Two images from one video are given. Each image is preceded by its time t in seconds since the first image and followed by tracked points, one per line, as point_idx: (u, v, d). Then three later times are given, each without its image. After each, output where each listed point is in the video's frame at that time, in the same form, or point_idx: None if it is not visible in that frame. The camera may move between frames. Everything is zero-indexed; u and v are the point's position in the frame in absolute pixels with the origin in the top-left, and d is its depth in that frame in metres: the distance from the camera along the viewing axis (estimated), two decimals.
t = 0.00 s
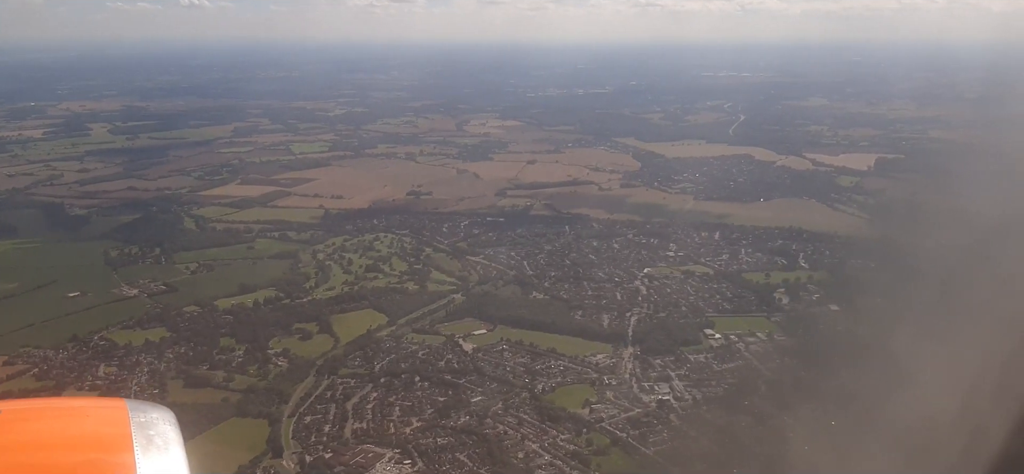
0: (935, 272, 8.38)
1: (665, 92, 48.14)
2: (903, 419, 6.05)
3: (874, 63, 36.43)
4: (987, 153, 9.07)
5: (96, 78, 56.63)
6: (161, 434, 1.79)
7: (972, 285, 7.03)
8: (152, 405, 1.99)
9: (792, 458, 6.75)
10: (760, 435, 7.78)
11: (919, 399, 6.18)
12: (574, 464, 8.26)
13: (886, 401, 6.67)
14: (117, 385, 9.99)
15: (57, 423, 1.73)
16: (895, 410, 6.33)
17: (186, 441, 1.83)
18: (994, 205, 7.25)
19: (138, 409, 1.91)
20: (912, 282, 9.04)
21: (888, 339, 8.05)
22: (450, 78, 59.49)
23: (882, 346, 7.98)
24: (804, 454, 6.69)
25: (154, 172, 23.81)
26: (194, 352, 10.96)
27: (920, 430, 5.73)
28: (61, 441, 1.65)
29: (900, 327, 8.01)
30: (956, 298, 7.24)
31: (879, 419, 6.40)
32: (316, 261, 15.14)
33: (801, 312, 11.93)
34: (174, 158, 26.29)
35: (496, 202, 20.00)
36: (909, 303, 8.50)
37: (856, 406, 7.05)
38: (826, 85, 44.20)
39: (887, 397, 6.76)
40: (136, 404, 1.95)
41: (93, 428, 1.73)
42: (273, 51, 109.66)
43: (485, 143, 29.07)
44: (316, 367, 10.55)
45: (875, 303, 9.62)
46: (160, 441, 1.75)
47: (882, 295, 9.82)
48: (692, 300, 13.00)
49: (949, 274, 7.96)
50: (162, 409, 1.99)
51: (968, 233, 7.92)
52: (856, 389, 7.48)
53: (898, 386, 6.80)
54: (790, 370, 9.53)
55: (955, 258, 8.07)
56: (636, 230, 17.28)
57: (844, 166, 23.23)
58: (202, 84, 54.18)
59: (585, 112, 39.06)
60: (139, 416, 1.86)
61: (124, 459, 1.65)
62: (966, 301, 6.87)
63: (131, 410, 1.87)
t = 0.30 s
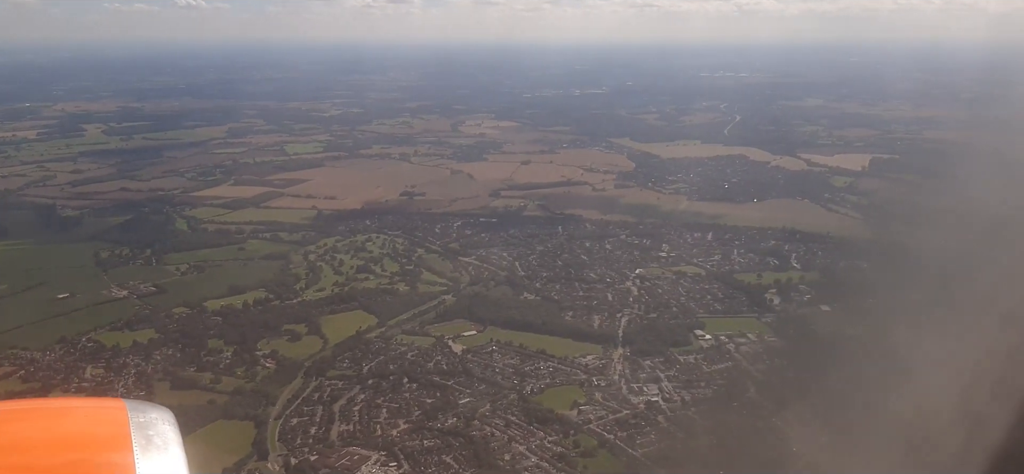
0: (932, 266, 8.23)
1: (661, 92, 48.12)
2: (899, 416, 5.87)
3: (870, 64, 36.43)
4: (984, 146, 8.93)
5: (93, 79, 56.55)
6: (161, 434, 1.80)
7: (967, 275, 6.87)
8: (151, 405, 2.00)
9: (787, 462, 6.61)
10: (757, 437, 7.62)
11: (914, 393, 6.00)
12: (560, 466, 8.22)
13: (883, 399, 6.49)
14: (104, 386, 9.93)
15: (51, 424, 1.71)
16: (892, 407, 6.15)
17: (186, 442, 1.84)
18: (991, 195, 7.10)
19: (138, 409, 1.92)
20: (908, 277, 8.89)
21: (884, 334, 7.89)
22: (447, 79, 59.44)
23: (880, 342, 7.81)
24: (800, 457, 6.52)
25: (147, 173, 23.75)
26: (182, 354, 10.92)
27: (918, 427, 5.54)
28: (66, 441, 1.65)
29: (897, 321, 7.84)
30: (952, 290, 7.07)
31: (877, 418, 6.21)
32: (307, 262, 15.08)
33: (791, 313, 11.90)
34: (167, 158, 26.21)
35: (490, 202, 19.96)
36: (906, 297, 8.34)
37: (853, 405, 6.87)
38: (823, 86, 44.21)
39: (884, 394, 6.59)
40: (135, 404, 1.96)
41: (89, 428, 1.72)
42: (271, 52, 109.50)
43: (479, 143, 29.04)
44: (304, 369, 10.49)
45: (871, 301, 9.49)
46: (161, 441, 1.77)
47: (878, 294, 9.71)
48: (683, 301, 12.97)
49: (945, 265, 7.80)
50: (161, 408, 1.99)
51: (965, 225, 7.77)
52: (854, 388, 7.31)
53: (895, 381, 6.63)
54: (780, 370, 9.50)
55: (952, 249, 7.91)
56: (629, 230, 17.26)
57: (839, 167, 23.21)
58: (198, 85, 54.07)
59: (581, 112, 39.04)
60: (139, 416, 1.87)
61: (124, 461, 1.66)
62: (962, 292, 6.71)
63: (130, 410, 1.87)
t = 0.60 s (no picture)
0: (929, 258, 8.10)
1: (658, 93, 48.14)
2: (896, 410, 5.72)
3: (866, 64, 36.47)
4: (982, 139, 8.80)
5: (90, 80, 56.51)
6: (160, 434, 1.56)
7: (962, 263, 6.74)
8: (153, 405, 1.76)
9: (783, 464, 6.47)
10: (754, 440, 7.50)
11: (911, 385, 5.85)
12: (547, 469, 8.19)
13: (882, 395, 6.33)
14: (90, 388, 9.86)
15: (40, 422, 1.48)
16: (890, 402, 6.00)
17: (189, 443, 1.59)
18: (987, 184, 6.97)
19: (137, 408, 1.67)
20: (908, 272, 8.75)
21: (883, 328, 7.74)
22: (444, 80, 59.44)
23: (879, 337, 7.66)
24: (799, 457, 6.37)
25: (141, 174, 23.68)
26: (171, 356, 10.87)
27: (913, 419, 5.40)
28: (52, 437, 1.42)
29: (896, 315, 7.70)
30: (949, 280, 6.94)
31: (875, 413, 6.06)
32: (298, 264, 15.04)
33: (783, 314, 11.87)
34: (161, 159, 26.17)
35: (483, 203, 19.94)
36: (905, 291, 8.20)
37: (853, 402, 6.72)
38: (819, 87, 44.26)
39: (884, 390, 6.43)
40: (134, 404, 1.71)
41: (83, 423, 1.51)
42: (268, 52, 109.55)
43: (474, 144, 29.04)
44: (292, 371, 10.44)
45: (868, 299, 9.37)
46: (161, 441, 1.53)
47: (875, 293, 9.60)
48: (675, 302, 12.95)
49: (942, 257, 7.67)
50: (164, 408, 1.76)
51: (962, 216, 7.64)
52: (854, 385, 7.16)
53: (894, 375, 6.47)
54: (770, 373, 9.44)
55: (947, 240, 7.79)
56: (622, 231, 17.24)
57: (833, 167, 23.22)
58: (194, 86, 53.99)
59: (577, 113, 39.05)
60: (139, 415, 1.62)
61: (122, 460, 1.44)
62: (957, 280, 6.58)
63: (130, 408, 1.63)
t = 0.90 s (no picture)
0: (936, 273, 8.39)
1: (655, 94, 48.14)
2: (895, 410, 6.03)
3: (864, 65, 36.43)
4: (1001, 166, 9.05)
5: (87, 82, 56.47)
6: (160, 432, 1.67)
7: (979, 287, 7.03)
8: (152, 403, 1.86)
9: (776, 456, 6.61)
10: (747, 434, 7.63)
11: (913, 389, 6.17)
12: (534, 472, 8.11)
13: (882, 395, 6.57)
14: (76, 391, 9.78)
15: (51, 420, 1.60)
16: (891, 404, 6.25)
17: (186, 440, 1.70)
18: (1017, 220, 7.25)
19: (138, 406, 1.78)
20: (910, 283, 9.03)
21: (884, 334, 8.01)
22: (441, 81, 59.42)
23: (878, 341, 7.92)
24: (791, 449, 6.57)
25: (135, 176, 23.62)
26: (159, 359, 10.80)
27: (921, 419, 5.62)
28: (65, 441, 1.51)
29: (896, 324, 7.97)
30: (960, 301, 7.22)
31: (873, 411, 6.30)
32: (290, 266, 14.99)
33: (775, 316, 11.82)
34: (156, 161, 26.10)
35: (478, 205, 19.89)
36: (907, 301, 8.48)
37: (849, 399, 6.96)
38: (816, 88, 44.25)
39: (880, 391, 6.69)
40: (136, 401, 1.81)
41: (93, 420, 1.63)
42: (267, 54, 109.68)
43: (470, 146, 29.00)
44: (281, 374, 10.39)
45: (866, 301, 9.64)
46: (160, 440, 1.63)
47: (870, 297, 9.85)
48: (666, 304, 12.90)
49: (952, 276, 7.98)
50: (163, 406, 1.86)
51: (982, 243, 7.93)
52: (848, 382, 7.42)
53: (894, 379, 6.72)
54: (761, 375, 9.42)
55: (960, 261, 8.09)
56: (616, 233, 17.21)
57: (829, 168, 23.18)
58: (191, 87, 53.93)
59: (574, 115, 39.03)
60: (139, 415, 1.73)
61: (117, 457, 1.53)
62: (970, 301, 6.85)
63: (129, 407, 1.73)
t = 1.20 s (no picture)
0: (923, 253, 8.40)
1: (652, 97, 48.20)
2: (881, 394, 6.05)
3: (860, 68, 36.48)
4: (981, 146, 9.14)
5: (83, 85, 56.40)
6: (161, 435, 1.70)
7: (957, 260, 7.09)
8: (153, 405, 1.91)
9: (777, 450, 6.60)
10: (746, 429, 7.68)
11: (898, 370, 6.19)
12: None
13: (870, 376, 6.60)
14: (63, 394, 9.71)
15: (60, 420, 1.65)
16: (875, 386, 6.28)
17: (187, 443, 1.73)
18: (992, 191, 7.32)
19: (137, 408, 1.82)
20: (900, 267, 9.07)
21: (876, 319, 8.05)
22: (439, 84, 59.46)
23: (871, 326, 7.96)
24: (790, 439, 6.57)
25: (129, 179, 23.59)
26: (147, 361, 10.74)
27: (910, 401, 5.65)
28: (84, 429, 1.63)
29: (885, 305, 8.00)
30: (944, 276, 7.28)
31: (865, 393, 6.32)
32: (282, 268, 14.94)
33: (766, 319, 11.79)
34: (151, 164, 26.07)
35: (472, 207, 19.86)
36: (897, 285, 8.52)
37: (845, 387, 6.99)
38: (812, 90, 44.31)
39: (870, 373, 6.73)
40: (136, 404, 1.86)
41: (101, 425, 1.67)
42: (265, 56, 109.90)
43: (466, 148, 29.00)
44: (269, 377, 10.33)
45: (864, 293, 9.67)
46: (163, 443, 1.67)
47: (862, 289, 10.01)
48: (658, 306, 12.86)
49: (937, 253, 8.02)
50: (163, 409, 1.90)
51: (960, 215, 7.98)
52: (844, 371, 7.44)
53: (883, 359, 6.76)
54: (750, 378, 9.38)
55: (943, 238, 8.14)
56: (609, 235, 17.18)
57: (824, 170, 23.18)
58: (188, 90, 53.92)
59: (570, 117, 39.07)
60: (139, 416, 1.77)
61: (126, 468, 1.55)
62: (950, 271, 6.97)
63: (131, 410, 1.77)
